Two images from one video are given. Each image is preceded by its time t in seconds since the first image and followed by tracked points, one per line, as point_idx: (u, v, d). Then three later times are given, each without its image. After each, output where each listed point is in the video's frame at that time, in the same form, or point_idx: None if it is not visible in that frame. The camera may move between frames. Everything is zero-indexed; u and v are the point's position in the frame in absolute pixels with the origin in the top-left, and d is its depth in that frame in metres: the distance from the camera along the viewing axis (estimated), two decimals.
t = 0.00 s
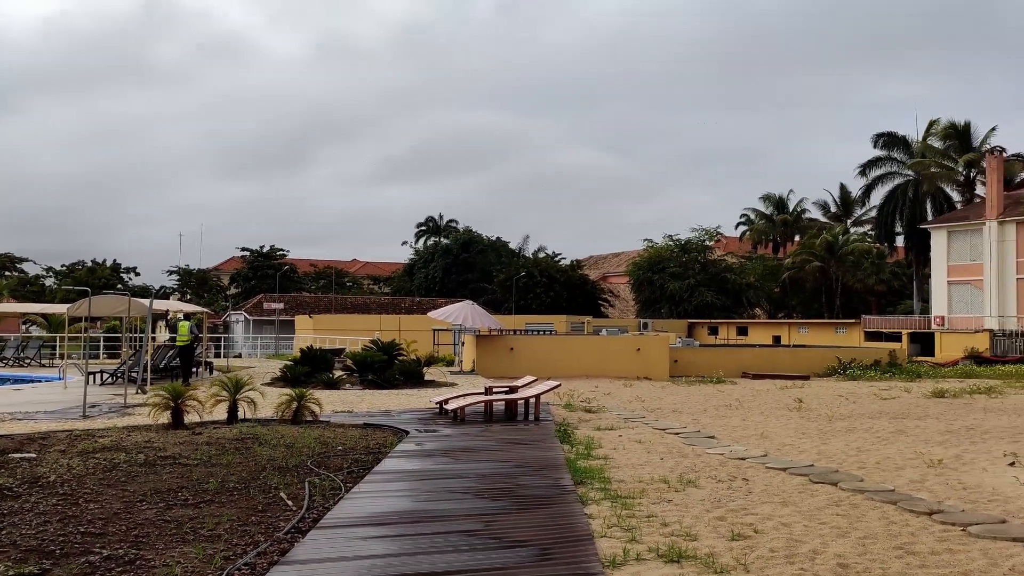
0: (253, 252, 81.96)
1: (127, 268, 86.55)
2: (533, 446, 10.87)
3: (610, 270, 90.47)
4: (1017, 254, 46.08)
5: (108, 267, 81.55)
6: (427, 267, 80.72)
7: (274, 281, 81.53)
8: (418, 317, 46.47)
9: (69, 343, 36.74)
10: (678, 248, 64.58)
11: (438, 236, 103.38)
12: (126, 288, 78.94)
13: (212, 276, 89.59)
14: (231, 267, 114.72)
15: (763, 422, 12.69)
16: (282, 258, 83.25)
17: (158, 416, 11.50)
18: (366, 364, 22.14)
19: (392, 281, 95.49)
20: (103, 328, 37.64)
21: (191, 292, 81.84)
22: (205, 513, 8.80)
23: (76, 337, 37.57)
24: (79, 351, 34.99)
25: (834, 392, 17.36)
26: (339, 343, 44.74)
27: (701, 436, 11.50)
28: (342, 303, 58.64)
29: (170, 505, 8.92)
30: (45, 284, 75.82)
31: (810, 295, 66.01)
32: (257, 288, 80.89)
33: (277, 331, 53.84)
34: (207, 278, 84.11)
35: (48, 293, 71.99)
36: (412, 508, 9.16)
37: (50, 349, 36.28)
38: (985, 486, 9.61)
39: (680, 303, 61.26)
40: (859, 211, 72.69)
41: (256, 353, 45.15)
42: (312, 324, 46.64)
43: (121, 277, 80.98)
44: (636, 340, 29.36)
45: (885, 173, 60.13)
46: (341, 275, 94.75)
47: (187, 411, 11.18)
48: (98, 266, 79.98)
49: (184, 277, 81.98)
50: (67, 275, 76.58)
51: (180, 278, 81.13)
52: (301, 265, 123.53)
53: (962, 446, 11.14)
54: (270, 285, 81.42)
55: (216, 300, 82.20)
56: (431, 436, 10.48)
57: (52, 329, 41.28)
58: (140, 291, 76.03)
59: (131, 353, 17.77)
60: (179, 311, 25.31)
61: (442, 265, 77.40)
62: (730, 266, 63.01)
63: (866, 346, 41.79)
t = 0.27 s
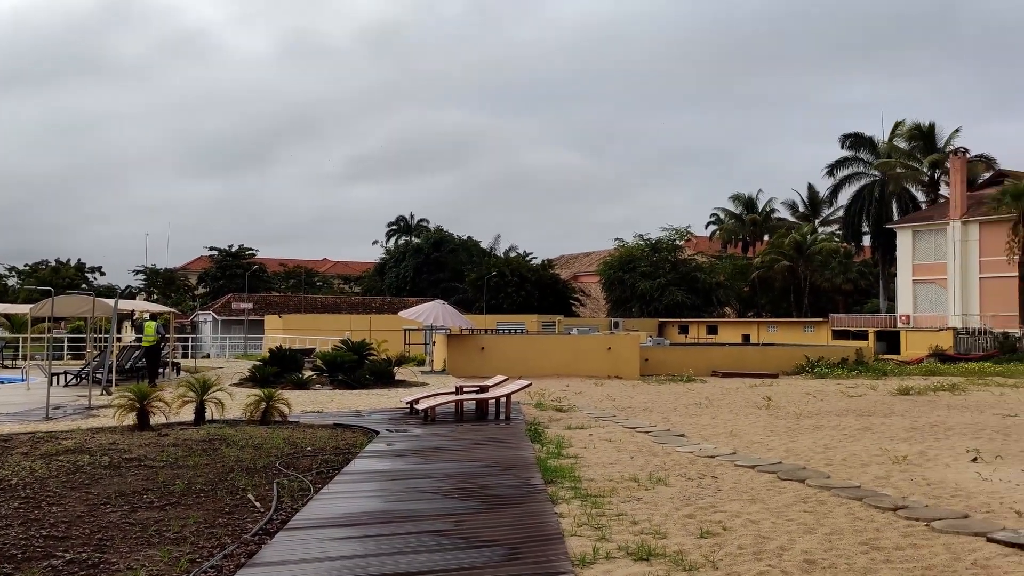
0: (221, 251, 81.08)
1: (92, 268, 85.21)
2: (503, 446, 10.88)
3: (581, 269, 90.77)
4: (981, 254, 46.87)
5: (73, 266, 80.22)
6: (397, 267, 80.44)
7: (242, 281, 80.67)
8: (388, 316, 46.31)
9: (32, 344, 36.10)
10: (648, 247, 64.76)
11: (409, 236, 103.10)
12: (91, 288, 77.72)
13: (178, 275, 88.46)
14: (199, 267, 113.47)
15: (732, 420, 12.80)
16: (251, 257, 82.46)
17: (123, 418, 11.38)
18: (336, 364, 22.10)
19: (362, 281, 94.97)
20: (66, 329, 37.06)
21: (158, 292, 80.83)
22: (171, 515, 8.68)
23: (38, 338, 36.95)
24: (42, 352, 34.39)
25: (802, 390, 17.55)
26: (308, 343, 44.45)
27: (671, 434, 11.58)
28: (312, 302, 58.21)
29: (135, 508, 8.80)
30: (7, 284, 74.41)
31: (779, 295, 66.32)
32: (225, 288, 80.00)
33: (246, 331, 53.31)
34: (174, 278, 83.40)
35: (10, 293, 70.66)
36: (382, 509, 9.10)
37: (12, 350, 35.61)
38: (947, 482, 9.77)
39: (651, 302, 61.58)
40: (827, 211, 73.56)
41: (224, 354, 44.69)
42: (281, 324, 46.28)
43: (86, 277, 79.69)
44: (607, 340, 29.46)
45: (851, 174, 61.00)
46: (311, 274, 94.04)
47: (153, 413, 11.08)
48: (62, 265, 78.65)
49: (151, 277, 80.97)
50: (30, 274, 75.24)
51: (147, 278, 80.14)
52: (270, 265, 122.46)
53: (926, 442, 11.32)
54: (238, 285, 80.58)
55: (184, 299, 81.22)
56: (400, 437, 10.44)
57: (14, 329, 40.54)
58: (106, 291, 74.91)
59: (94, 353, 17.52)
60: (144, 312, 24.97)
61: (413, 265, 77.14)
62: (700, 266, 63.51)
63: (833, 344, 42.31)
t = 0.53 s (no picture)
0: (189, 251, 80.08)
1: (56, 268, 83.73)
2: (475, 446, 10.89)
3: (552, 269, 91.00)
4: (944, 254, 47.65)
5: (36, 267, 78.73)
6: (368, 267, 80.12)
7: (210, 281, 79.69)
8: (359, 316, 46.12)
9: None
10: (619, 247, 64.76)
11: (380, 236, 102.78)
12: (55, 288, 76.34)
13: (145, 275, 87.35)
14: (165, 267, 112.10)
15: (701, 419, 12.89)
16: (218, 257, 81.54)
17: (87, 420, 11.25)
18: (305, 365, 21.83)
19: (332, 281, 94.34)
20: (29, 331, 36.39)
21: (123, 293, 79.83)
22: (136, 519, 8.55)
23: None
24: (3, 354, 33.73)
25: (769, 389, 17.71)
26: (277, 344, 44.15)
27: (641, 433, 11.66)
28: (281, 303, 57.69)
29: (99, 512, 8.66)
30: None
31: (749, 295, 67.88)
32: (193, 289, 78.97)
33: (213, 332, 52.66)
34: (140, 278, 82.62)
35: None
36: (351, 510, 9.03)
37: None
38: (911, 479, 9.93)
39: (622, 302, 61.86)
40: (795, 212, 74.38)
41: (192, 355, 44.18)
42: (250, 324, 45.92)
43: (49, 277, 78.27)
44: (579, 339, 29.47)
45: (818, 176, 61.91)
46: (280, 274, 93.20)
47: (117, 416, 10.98)
48: (25, 266, 77.18)
49: (117, 277, 79.84)
50: None
51: (112, 278, 79.05)
52: (239, 265, 121.22)
53: (891, 440, 11.49)
54: (206, 285, 79.63)
55: (150, 300, 80.09)
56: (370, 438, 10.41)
57: None
58: (69, 292, 73.60)
59: (55, 355, 17.25)
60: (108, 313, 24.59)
61: (384, 265, 76.82)
62: (671, 266, 63.86)
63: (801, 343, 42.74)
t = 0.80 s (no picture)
0: (156, 252, 79.05)
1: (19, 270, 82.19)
2: (445, 448, 10.91)
3: (524, 270, 91.10)
4: (910, 254, 48.33)
5: None
6: (339, 268, 79.75)
7: (178, 283, 78.69)
8: (329, 318, 45.86)
9: None
10: (591, 248, 64.92)
11: (350, 237, 102.25)
12: (17, 291, 74.89)
13: (111, 276, 86.19)
14: (132, 268, 110.62)
15: (672, 419, 12.98)
16: (186, 258, 80.56)
17: (50, 424, 11.12)
18: (274, 367, 21.54)
19: (302, 283, 93.60)
20: None
21: (89, 294, 78.69)
22: (100, 524, 8.43)
23: None
24: None
25: (739, 389, 17.85)
26: (246, 345, 43.82)
27: (611, 434, 11.73)
28: (251, 304, 57.16)
29: (62, 517, 8.52)
30: None
31: (718, 295, 67.69)
32: (160, 290, 77.99)
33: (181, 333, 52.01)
34: (106, 279, 81.48)
35: None
36: (320, 512, 8.96)
37: None
38: (877, 477, 10.06)
39: (593, 302, 61.98)
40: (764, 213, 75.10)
41: (159, 357, 43.64)
42: (218, 326, 45.51)
43: (11, 279, 76.76)
44: (549, 340, 29.53)
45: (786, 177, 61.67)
46: (249, 275, 92.28)
47: (82, 419, 10.86)
48: None
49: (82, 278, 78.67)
50: None
51: (77, 279, 77.91)
52: (207, 266, 119.88)
53: (858, 439, 11.63)
54: (173, 287, 78.62)
55: (116, 301, 78.94)
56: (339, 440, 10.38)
57: None
58: (33, 294, 72.28)
59: (17, 357, 16.99)
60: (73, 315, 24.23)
61: (354, 266, 76.48)
62: (641, 266, 64.01)
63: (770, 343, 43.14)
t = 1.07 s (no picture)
0: (126, 253, 78.07)
1: None
2: (419, 449, 10.93)
3: (498, 271, 91.13)
4: (880, 256, 48.90)
5: None
6: (312, 269, 79.41)
7: (148, 284, 77.76)
8: (302, 320, 45.60)
9: None
10: (565, 250, 65.20)
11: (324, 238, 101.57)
12: None
13: (80, 277, 85.19)
14: (101, 270, 109.24)
15: (646, 420, 13.05)
16: (157, 259, 79.62)
17: (18, 427, 11.00)
18: (247, 369, 21.58)
19: (275, 284, 92.92)
20: None
21: (57, 296, 77.65)
22: (67, 528, 8.31)
23: None
24: None
25: (713, 389, 17.94)
26: (217, 347, 43.50)
27: (585, 435, 11.79)
28: (222, 306, 56.66)
29: (29, 521, 8.40)
30: None
31: (692, 296, 69.40)
32: (131, 291, 77.08)
33: (151, 335, 51.38)
34: (76, 280, 80.55)
35: None
36: (292, 515, 8.89)
37: None
38: (847, 476, 10.17)
39: (568, 304, 62.03)
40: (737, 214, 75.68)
41: (128, 360, 43.12)
42: (190, 328, 45.14)
43: None
44: (524, 341, 29.49)
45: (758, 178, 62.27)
46: (221, 277, 91.44)
47: (50, 423, 10.78)
48: None
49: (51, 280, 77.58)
50: None
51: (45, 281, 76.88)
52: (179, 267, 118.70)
53: (830, 438, 11.75)
54: (144, 288, 77.68)
55: (85, 304, 77.90)
56: (311, 443, 10.34)
57: None
58: None
59: None
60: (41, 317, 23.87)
61: (328, 267, 76.15)
62: (616, 267, 64.05)
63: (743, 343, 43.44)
